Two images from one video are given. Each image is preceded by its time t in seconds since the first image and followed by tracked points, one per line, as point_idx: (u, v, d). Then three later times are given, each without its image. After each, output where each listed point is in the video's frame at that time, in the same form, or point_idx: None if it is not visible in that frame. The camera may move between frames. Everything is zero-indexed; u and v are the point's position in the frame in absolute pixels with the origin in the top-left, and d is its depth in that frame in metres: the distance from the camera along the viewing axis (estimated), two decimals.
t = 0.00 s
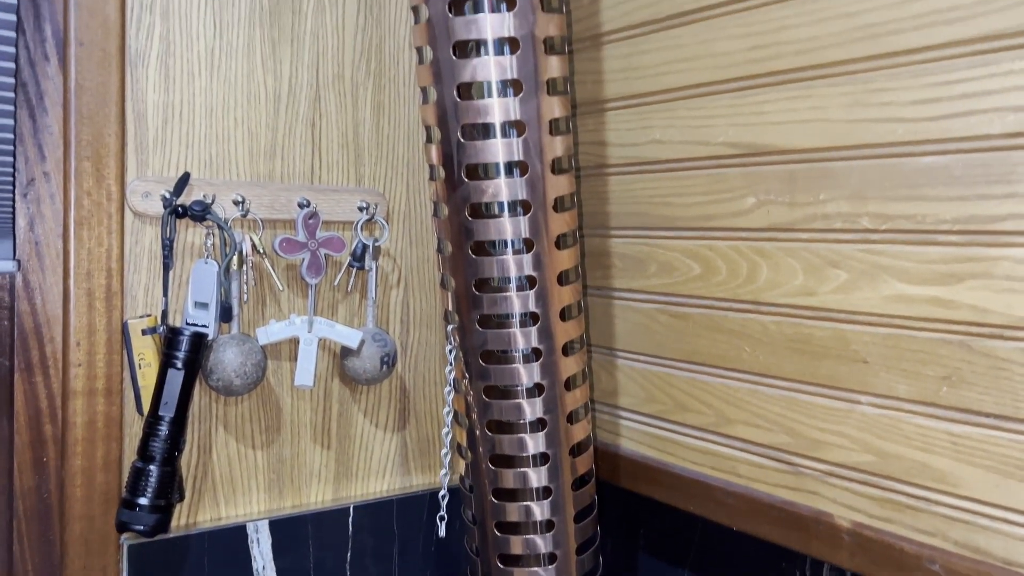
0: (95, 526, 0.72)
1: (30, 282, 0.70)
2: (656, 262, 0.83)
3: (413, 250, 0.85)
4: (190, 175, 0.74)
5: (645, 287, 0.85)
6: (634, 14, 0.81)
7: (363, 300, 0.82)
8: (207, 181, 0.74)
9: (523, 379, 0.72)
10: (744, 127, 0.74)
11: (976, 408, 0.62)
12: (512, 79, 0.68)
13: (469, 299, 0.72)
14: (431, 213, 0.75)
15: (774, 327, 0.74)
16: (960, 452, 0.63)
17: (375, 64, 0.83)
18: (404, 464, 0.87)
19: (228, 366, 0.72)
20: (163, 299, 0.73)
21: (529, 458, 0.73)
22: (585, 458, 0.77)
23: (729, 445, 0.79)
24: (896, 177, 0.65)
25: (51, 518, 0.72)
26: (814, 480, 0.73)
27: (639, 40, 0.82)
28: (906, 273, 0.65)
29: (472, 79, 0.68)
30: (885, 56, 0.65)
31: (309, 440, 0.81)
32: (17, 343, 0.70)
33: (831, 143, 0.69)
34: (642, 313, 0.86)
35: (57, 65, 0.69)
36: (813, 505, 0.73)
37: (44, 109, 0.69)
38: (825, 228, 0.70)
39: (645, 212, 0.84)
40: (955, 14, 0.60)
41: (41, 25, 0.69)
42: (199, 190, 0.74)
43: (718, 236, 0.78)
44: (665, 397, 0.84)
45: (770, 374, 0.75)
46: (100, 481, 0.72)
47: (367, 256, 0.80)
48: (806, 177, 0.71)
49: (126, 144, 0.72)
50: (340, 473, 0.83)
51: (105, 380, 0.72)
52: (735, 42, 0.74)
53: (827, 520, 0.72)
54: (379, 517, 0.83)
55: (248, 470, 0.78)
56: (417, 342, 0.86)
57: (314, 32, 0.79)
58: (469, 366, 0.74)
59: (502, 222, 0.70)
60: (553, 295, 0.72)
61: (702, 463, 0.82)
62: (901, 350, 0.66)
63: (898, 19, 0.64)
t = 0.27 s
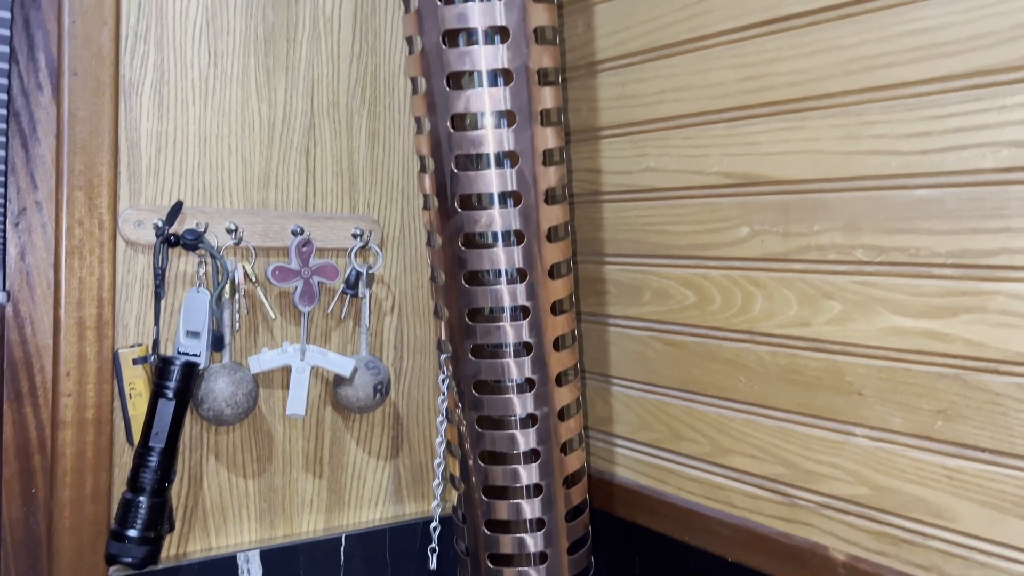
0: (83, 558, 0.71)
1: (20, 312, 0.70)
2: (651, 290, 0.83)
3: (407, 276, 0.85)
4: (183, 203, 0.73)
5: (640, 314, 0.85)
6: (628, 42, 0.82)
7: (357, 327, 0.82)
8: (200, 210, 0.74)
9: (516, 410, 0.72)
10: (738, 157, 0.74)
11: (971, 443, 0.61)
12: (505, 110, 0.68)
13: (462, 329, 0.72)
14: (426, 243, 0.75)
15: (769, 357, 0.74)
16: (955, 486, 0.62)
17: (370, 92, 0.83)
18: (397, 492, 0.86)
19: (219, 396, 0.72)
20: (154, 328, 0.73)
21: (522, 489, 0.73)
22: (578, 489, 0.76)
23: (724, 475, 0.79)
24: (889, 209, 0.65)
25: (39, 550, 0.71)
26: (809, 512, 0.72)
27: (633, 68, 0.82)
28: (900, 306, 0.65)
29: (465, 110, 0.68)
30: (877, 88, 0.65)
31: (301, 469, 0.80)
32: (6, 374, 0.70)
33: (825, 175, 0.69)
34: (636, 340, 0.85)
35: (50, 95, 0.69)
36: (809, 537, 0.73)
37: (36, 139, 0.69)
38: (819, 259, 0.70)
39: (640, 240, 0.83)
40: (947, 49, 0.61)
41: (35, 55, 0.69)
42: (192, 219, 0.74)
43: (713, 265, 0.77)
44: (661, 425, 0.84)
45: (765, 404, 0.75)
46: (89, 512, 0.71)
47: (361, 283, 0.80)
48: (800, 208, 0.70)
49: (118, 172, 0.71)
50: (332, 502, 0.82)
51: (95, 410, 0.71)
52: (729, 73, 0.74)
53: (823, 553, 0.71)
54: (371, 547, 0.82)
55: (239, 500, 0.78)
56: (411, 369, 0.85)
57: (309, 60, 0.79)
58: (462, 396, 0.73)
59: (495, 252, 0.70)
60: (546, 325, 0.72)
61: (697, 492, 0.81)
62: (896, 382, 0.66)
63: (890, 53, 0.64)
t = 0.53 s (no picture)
0: None
1: (16, 334, 0.69)
2: (648, 312, 0.83)
3: (404, 297, 0.85)
4: (181, 225, 0.74)
5: (637, 336, 0.84)
6: (625, 66, 0.82)
7: (353, 348, 0.82)
8: (197, 232, 0.74)
9: (513, 433, 0.71)
10: (735, 181, 0.74)
11: (969, 469, 0.61)
12: (502, 134, 0.68)
13: (459, 351, 0.72)
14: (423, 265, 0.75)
15: (766, 381, 0.74)
16: (953, 513, 0.62)
17: (368, 114, 0.83)
18: (393, 514, 0.85)
19: (214, 418, 0.71)
20: (150, 350, 0.73)
21: (519, 513, 0.72)
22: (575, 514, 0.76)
23: (722, 499, 0.78)
24: (885, 234, 0.65)
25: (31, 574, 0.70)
26: (807, 537, 0.72)
27: (630, 90, 0.82)
28: (897, 331, 0.65)
29: (462, 134, 0.68)
30: (873, 114, 0.65)
31: (297, 491, 0.80)
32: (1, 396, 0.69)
33: (821, 199, 0.69)
34: (633, 362, 0.85)
35: (48, 117, 0.69)
36: (807, 562, 0.72)
37: (34, 162, 0.69)
38: (816, 283, 0.70)
39: (637, 262, 0.83)
40: (942, 75, 0.61)
41: (34, 78, 0.69)
42: (189, 241, 0.74)
43: (709, 288, 0.77)
44: (658, 448, 0.84)
45: (762, 428, 0.75)
46: (82, 536, 0.71)
47: (358, 304, 0.80)
48: (797, 232, 0.71)
49: (116, 194, 0.72)
50: (328, 525, 0.82)
51: (89, 432, 0.71)
52: (725, 97, 0.74)
53: None
54: (366, 571, 0.82)
55: (234, 523, 0.77)
56: (407, 391, 0.85)
57: (307, 82, 0.80)
58: (458, 419, 0.73)
59: (492, 275, 0.70)
60: (543, 348, 0.72)
61: (695, 516, 0.81)
62: (893, 408, 0.65)
63: (885, 79, 0.64)
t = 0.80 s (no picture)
0: None
1: (11, 356, 0.69)
2: (646, 334, 0.83)
3: (402, 318, 0.85)
4: (178, 246, 0.74)
5: (635, 358, 0.84)
6: (623, 88, 0.82)
7: (350, 369, 0.82)
8: (195, 253, 0.74)
9: (511, 457, 0.71)
10: (732, 204, 0.74)
11: (968, 496, 0.61)
12: (500, 157, 0.68)
13: (457, 373, 0.72)
14: (420, 287, 0.75)
15: (764, 404, 0.74)
16: (952, 540, 0.62)
17: (367, 135, 0.83)
18: (389, 537, 0.85)
19: (210, 440, 0.71)
20: (146, 372, 0.72)
21: (516, 537, 0.72)
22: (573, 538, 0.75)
23: (720, 523, 0.78)
24: (883, 259, 0.65)
25: None
26: (805, 562, 0.71)
27: (629, 112, 0.82)
28: (895, 356, 0.65)
29: (460, 157, 0.68)
30: (870, 139, 0.65)
31: (292, 513, 0.79)
32: None
33: (819, 224, 0.69)
34: (631, 384, 0.85)
35: (48, 139, 0.70)
36: None
37: (32, 183, 0.69)
38: (814, 307, 0.70)
39: (635, 284, 0.83)
40: (938, 101, 0.61)
41: (33, 100, 0.69)
42: (186, 262, 0.74)
43: (707, 310, 0.77)
44: (656, 471, 0.83)
45: (760, 451, 0.74)
46: (75, 559, 0.70)
47: (355, 325, 0.79)
48: (794, 256, 0.71)
49: (114, 215, 0.72)
50: (323, 547, 0.81)
51: (84, 454, 0.71)
52: (723, 121, 0.74)
53: None
54: None
55: (228, 545, 0.77)
56: (405, 412, 0.85)
57: (307, 104, 0.80)
58: (455, 442, 0.73)
59: (490, 297, 0.69)
60: (541, 370, 0.72)
61: (693, 539, 0.80)
62: (891, 433, 0.65)
63: (882, 104, 0.64)
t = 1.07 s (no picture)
0: None
1: (6, 375, 0.69)
2: (646, 354, 0.82)
3: (400, 337, 0.84)
4: (176, 265, 0.73)
5: (635, 378, 0.84)
6: (623, 108, 0.82)
7: (348, 388, 0.81)
8: (192, 271, 0.74)
9: (509, 479, 0.70)
10: (733, 225, 0.74)
11: (971, 522, 0.60)
12: (500, 177, 0.68)
13: (455, 395, 0.71)
14: (419, 307, 0.74)
15: (765, 427, 0.73)
16: (956, 567, 0.61)
17: (367, 154, 0.83)
18: (385, 558, 0.84)
19: (205, 461, 0.70)
20: (141, 392, 0.72)
21: (514, 561, 0.71)
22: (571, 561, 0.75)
23: (721, 547, 0.77)
24: (885, 282, 0.65)
25: None
26: None
27: (628, 132, 0.82)
28: (897, 380, 0.64)
29: (460, 177, 0.68)
30: (871, 161, 0.65)
31: (288, 535, 0.79)
32: None
33: (819, 245, 0.68)
34: (631, 405, 0.84)
35: (45, 157, 0.69)
36: None
37: (29, 201, 0.69)
38: (815, 329, 0.69)
39: (635, 304, 0.83)
40: (939, 124, 0.61)
41: (32, 118, 0.69)
42: (184, 281, 0.74)
43: (708, 331, 0.77)
44: (656, 493, 0.82)
45: (761, 475, 0.74)
46: None
47: (353, 344, 0.79)
48: (795, 277, 0.70)
49: (111, 234, 0.71)
50: (319, 569, 0.80)
51: (77, 475, 0.70)
52: (723, 141, 0.74)
53: None
54: None
55: (223, 567, 0.76)
56: (402, 432, 0.84)
57: (306, 122, 0.80)
58: (453, 465, 0.72)
59: (489, 318, 0.69)
60: (540, 392, 0.71)
61: (693, 563, 0.79)
62: (894, 457, 0.64)
63: (883, 127, 0.64)
